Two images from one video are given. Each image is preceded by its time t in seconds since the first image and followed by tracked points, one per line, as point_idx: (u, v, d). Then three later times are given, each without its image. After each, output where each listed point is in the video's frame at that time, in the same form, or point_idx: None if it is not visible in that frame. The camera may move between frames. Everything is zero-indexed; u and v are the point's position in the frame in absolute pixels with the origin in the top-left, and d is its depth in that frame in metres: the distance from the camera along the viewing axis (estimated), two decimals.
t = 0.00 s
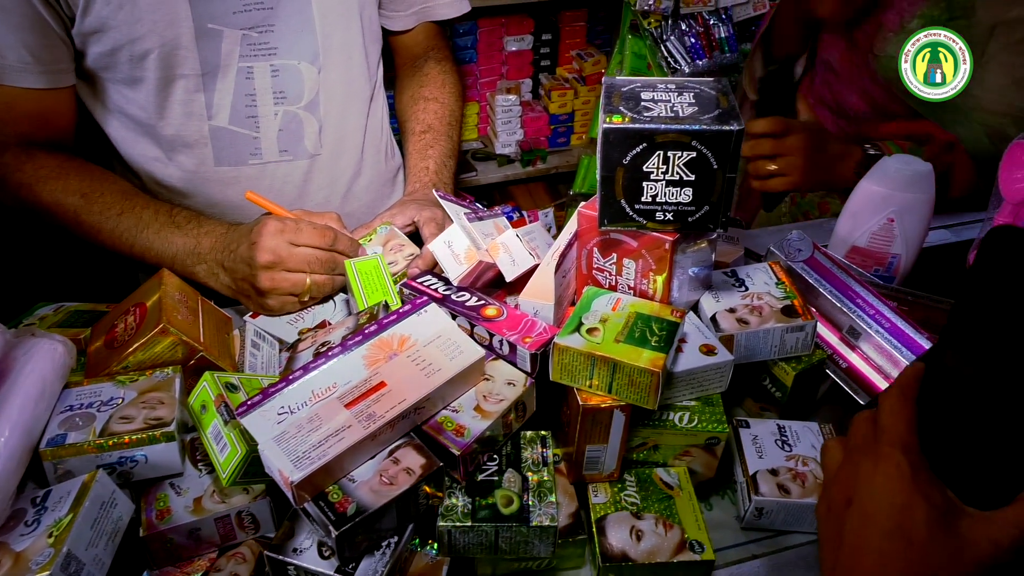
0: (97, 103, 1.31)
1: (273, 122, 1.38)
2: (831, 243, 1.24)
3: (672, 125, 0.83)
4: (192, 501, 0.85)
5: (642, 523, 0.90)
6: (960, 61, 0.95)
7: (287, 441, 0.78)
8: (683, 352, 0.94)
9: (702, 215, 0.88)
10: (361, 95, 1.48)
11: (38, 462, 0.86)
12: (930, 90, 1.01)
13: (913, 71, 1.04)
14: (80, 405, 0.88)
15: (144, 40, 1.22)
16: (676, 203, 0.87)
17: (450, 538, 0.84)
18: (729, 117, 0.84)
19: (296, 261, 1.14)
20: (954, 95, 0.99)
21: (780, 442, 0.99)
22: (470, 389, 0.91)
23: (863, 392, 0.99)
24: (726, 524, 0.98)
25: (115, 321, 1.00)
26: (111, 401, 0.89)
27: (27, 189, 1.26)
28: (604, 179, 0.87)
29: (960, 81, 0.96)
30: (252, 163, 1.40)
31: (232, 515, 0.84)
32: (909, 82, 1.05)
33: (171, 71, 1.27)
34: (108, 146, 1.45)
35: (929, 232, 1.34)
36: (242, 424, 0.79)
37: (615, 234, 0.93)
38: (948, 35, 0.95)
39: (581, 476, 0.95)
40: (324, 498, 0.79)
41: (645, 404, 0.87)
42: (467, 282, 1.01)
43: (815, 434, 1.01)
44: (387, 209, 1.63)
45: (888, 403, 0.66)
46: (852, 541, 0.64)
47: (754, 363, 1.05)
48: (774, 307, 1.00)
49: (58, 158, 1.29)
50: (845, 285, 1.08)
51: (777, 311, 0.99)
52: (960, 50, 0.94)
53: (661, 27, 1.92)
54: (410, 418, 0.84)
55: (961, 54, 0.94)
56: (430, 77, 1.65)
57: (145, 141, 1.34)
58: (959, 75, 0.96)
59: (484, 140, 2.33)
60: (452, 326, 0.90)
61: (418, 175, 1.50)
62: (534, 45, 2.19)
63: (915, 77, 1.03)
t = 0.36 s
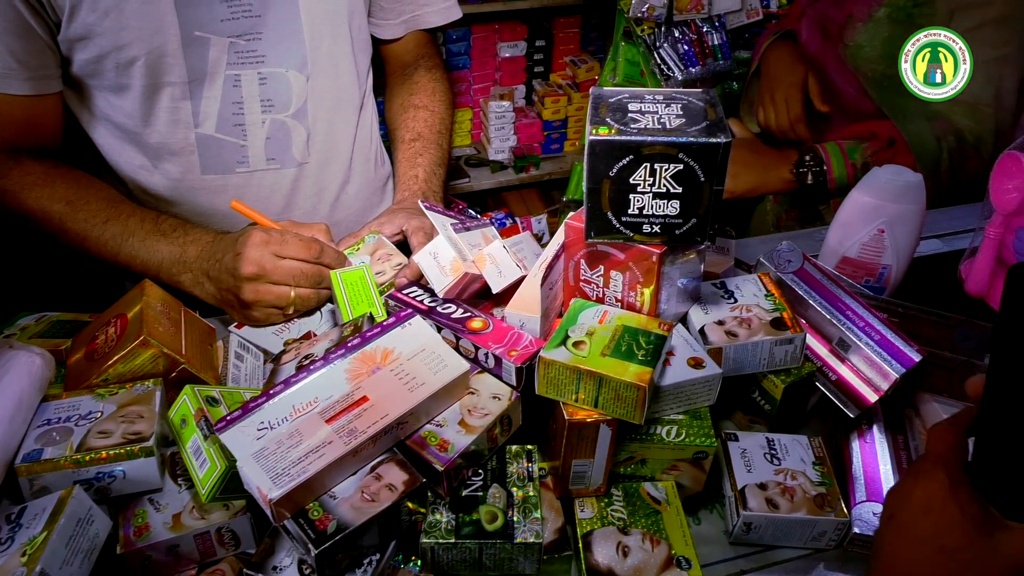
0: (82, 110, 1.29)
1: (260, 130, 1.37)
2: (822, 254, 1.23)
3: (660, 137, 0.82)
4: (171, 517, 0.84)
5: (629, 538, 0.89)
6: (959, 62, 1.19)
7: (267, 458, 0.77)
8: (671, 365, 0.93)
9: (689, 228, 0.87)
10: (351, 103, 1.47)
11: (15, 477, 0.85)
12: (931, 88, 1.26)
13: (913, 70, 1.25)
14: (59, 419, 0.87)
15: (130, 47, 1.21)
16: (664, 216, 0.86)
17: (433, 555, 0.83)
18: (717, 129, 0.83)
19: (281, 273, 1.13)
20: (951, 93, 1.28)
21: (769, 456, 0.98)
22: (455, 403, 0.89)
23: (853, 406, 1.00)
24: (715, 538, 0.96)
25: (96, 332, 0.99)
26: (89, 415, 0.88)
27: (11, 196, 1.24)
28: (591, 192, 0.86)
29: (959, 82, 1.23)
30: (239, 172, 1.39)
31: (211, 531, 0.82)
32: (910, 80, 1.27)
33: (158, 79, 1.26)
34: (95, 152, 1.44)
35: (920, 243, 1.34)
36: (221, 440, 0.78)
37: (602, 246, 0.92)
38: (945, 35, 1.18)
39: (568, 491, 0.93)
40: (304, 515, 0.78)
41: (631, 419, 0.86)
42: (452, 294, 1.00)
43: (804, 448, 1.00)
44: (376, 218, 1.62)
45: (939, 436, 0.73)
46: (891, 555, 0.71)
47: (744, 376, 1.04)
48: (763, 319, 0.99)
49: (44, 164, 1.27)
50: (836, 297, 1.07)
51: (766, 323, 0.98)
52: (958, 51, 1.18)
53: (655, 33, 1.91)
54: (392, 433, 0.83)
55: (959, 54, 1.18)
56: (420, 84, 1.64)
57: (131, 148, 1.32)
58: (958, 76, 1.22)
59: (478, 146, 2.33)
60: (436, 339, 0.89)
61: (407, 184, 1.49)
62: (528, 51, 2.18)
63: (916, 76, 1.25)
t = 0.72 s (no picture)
0: (45, 114, 1.26)
1: (227, 134, 1.35)
2: (795, 258, 1.23)
3: (627, 143, 0.81)
4: (128, 532, 0.82)
5: (598, 548, 0.88)
6: (959, 62, 1.35)
7: (224, 472, 0.75)
8: (641, 373, 0.92)
9: (657, 234, 0.86)
10: (321, 108, 1.46)
11: None
12: (932, 87, 1.40)
13: (915, 70, 1.40)
14: (12, 432, 0.85)
15: (92, 51, 1.18)
16: (631, 222, 0.85)
17: (397, 568, 0.82)
18: (683, 135, 0.82)
19: (247, 282, 1.11)
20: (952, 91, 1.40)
21: (739, 462, 0.98)
22: (421, 412, 0.88)
23: (824, 410, 1.00)
24: (686, 546, 0.95)
25: (53, 343, 0.96)
26: (44, 428, 0.85)
27: None
28: (558, 199, 0.85)
29: (959, 82, 1.37)
30: (206, 177, 1.38)
31: (169, 546, 0.80)
32: (912, 79, 1.41)
33: (122, 83, 1.24)
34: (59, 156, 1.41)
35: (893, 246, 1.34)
36: (176, 454, 0.76)
37: (570, 252, 0.91)
38: (945, 39, 1.35)
39: (537, 499, 0.92)
40: (262, 530, 0.76)
41: (599, 427, 0.85)
42: (419, 301, 0.98)
43: (775, 454, 0.99)
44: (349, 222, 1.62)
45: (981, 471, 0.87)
46: (966, 556, 0.78)
47: (715, 382, 1.03)
48: (733, 325, 0.99)
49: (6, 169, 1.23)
50: (807, 302, 1.06)
51: (737, 329, 0.98)
52: (959, 51, 1.35)
53: (633, 36, 1.90)
54: (354, 445, 0.82)
55: (959, 56, 1.35)
56: (394, 87, 1.63)
57: (96, 153, 1.30)
58: (956, 77, 1.37)
59: (457, 149, 2.33)
60: (402, 347, 0.88)
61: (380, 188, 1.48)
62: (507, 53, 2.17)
63: (918, 75, 1.40)
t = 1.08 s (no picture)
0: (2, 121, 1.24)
1: (191, 141, 1.36)
2: (763, 264, 1.23)
3: (585, 151, 0.80)
4: (79, 550, 0.80)
5: (561, 559, 0.87)
6: (959, 61, 0.97)
7: (173, 489, 0.73)
8: (604, 381, 0.91)
9: (617, 242, 0.85)
10: (286, 115, 1.48)
11: None
12: (930, 91, 1.00)
13: (911, 71, 1.01)
14: None
15: (48, 57, 1.18)
16: (591, 230, 0.85)
17: None
18: (643, 143, 0.82)
19: (206, 292, 1.09)
20: (952, 95, 1.01)
21: (705, 470, 0.97)
22: (380, 424, 0.87)
23: (789, 417, 1.00)
24: (651, 554, 0.94)
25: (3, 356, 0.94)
26: None
27: None
28: (516, 207, 0.84)
29: (960, 82, 0.98)
30: (169, 184, 1.39)
31: (122, 565, 0.78)
32: (907, 82, 1.02)
33: (81, 90, 1.23)
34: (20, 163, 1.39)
35: (864, 249, 1.34)
36: (125, 471, 0.74)
37: (532, 261, 0.90)
38: (947, 37, 0.98)
39: (501, 510, 0.91)
40: (215, 547, 0.75)
41: (560, 437, 0.84)
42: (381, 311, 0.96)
43: (741, 461, 0.99)
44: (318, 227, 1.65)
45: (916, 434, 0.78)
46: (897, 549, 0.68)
47: (681, 389, 1.03)
48: (698, 332, 0.98)
49: None
50: (772, 308, 1.06)
51: (701, 336, 0.97)
52: (959, 50, 0.97)
53: (608, 40, 1.91)
54: (310, 459, 0.80)
55: (961, 54, 0.97)
56: (363, 93, 1.66)
57: (56, 160, 1.29)
58: (959, 75, 0.98)
59: (434, 152, 2.33)
60: (360, 358, 0.88)
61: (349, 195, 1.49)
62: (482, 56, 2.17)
63: (915, 77, 1.01)
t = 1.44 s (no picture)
0: None
1: (167, 144, 1.37)
2: (744, 266, 1.22)
3: (558, 154, 0.80)
4: (47, 561, 0.78)
5: (538, 565, 0.86)
6: (959, 61, 1.04)
7: (140, 498, 0.72)
8: (581, 385, 0.91)
9: (592, 245, 0.85)
10: (263, 118, 1.49)
11: None
12: (929, 90, 1.08)
13: (912, 72, 1.09)
14: None
15: (20, 59, 1.19)
16: (566, 233, 0.84)
17: None
18: (617, 144, 0.81)
19: (178, 297, 1.09)
20: (952, 95, 1.08)
21: (684, 473, 0.96)
22: (354, 430, 0.86)
23: (768, 419, 0.99)
24: (630, 560, 0.93)
25: None
26: None
27: None
28: (490, 211, 0.83)
29: (959, 82, 1.05)
30: (145, 187, 1.39)
31: None
32: (908, 82, 1.10)
33: (53, 92, 1.24)
34: None
35: (845, 250, 1.34)
36: (91, 481, 0.73)
37: (507, 264, 0.90)
38: (946, 37, 1.05)
39: (479, 517, 0.90)
40: (183, 557, 0.74)
41: (536, 442, 0.83)
42: (356, 316, 0.95)
43: (720, 464, 0.98)
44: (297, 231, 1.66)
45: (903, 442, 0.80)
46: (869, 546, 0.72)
47: (660, 392, 1.02)
48: (676, 335, 0.98)
49: None
50: (751, 310, 1.06)
51: (679, 339, 0.97)
52: (959, 50, 1.04)
53: (592, 41, 1.90)
54: (282, 466, 0.79)
55: (961, 55, 1.04)
56: (343, 96, 1.67)
57: (29, 163, 1.29)
58: (957, 76, 1.05)
59: (419, 154, 2.33)
60: (333, 363, 0.87)
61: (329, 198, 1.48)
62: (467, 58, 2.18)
63: (915, 77, 1.09)
